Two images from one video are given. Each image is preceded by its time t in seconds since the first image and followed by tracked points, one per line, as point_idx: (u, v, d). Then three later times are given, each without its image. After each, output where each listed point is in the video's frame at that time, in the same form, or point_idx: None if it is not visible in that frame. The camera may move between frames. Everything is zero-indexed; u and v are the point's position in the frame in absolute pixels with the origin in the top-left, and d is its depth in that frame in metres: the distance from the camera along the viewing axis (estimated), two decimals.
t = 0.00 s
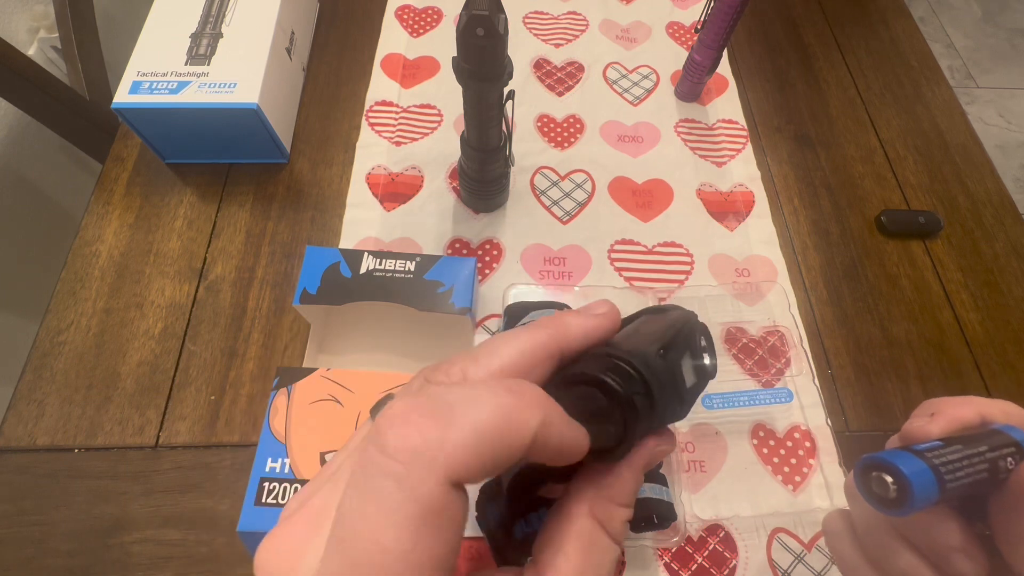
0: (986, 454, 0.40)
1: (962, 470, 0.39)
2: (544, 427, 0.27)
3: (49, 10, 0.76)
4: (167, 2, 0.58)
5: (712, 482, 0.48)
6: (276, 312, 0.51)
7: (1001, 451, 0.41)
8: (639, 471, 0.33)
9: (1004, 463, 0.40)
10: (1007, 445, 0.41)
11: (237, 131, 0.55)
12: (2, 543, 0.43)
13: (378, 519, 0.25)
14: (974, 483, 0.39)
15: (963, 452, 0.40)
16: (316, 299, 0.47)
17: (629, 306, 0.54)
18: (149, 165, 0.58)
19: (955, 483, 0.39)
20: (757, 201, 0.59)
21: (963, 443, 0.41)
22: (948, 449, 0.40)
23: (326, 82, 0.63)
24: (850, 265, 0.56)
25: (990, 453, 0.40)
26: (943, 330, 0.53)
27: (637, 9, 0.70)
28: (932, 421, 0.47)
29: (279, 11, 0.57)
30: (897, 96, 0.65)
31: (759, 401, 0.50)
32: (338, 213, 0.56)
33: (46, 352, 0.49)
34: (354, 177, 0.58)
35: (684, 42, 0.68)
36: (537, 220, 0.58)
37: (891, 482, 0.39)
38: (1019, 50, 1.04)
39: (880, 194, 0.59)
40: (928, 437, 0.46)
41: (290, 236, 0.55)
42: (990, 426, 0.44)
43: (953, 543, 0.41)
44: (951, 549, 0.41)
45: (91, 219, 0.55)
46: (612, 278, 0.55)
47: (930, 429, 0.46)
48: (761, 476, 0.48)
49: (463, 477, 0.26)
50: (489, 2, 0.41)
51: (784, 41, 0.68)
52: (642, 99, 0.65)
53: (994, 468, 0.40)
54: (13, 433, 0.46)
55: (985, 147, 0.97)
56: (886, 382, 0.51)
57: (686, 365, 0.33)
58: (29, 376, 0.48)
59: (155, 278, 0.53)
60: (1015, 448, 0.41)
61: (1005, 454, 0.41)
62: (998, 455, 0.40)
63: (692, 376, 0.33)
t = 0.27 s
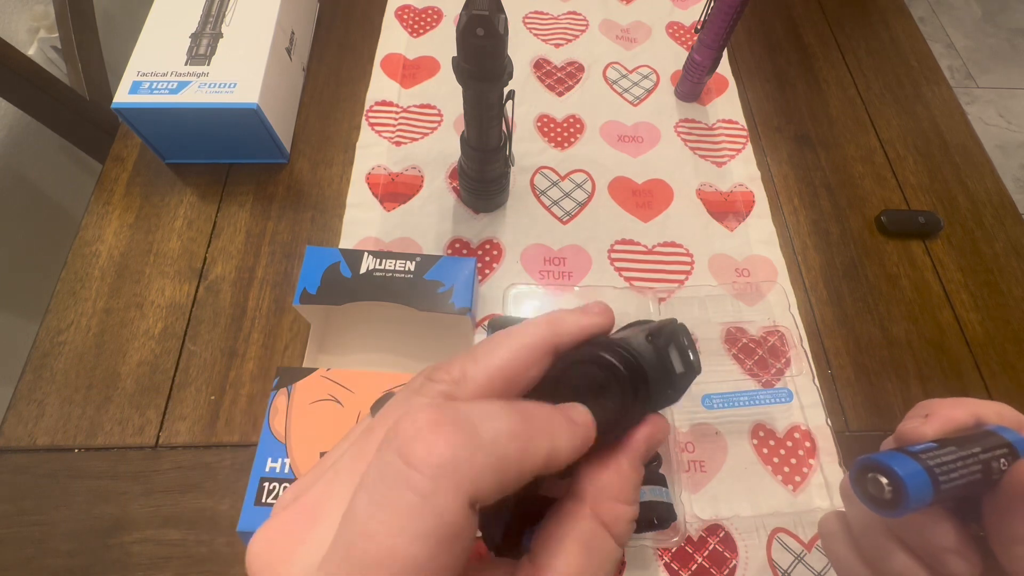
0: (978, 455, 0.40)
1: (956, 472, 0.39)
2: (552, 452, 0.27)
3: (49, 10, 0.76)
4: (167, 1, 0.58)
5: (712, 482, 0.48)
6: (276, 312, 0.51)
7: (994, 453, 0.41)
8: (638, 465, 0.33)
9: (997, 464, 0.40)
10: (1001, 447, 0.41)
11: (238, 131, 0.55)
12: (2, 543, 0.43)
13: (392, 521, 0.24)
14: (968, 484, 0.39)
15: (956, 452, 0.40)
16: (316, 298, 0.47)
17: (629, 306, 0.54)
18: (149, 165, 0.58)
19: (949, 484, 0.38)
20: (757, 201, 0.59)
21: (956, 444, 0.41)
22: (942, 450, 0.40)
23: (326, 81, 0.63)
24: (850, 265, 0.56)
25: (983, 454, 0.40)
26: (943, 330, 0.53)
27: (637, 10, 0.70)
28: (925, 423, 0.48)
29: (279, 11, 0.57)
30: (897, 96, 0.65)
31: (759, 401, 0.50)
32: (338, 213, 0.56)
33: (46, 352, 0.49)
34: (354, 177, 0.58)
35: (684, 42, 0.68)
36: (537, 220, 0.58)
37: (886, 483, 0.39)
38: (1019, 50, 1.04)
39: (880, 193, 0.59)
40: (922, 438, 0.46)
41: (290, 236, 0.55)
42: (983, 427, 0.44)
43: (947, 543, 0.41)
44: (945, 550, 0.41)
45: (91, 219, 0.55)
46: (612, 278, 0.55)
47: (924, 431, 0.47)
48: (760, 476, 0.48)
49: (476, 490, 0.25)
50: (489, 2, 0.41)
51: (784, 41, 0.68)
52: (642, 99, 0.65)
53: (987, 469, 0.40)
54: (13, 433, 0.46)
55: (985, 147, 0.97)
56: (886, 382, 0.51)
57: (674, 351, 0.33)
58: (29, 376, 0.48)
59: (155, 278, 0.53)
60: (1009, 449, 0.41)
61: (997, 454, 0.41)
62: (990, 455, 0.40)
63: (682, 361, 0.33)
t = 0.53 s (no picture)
0: (985, 458, 0.40)
1: (962, 473, 0.39)
2: (553, 435, 0.28)
3: (49, 10, 0.76)
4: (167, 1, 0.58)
5: (712, 482, 0.48)
6: (276, 312, 0.51)
7: (1000, 454, 0.40)
8: (616, 451, 0.33)
9: (1004, 466, 0.40)
10: (1007, 449, 0.41)
11: (238, 131, 0.55)
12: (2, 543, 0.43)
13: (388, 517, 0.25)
14: (975, 487, 0.39)
15: (963, 456, 0.40)
16: (316, 298, 0.47)
17: (629, 306, 0.54)
18: (149, 165, 0.58)
19: (955, 486, 0.39)
20: (757, 201, 0.59)
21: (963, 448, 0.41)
22: (948, 452, 0.41)
23: (326, 81, 0.63)
24: (850, 265, 0.56)
25: (989, 456, 0.40)
26: (943, 330, 0.53)
27: (637, 10, 0.70)
28: (929, 424, 0.47)
29: (279, 11, 0.57)
30: (897, 96, 0.65)
31: (759, 401, 0.50)
32: (338, 213, 0.56)
33: (46, 352, 0.49)
34: (354, 177, 0.58)
35: (684, 42, 0.68)
36: (537, 220, 0.58)
37: (891, 485, 0.40)
38: (1019, 50, 1.04)
39: (880, 193, 0.59)
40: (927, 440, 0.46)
41: (290, 236, 0.55)
42: (988, 428, 0.45)
43: (949, 544, 0.40)
44: (948, 552, 0.41)
45: (91, 219, 0.55)
46: (612, 278, 0.55)
47: (929, 432, 0.47)
48: (761, 476, 0.48)
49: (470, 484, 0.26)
50: (489, 2, 0.41)
51: (784, 41, 0.68)
52: (642, 99, 0.65)
53: (993, 471, 0.40)
54: (13, 433, 0.46)
55: (985, 147, 0.97)
56: (886, 382, 0.51)
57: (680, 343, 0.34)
58: (29, 376, 0.48)
59: (155, 278, 0.53)
60: (1014, 451, 0.41)
61: (1004, 457, 0.40)
62: (997, 458, 0.40)
63: (684, 355, 0.34)
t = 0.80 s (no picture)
0: (979, 458, 0.40)
1: (957, 474, 0.38)
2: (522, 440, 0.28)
3: (49, 10, 0.76)
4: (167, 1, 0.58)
5: (712, 482, 0.48)
6: (276, 312, 0.51)
7: (994, 455, 0.40)
8: (598, 451, 0.34)
9: (999, 466, 0.40)
10: (1001, 449, 0.41)
11: (238, 131, 0.55)
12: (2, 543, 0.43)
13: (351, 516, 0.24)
14: (970, 487, 0.39)
15: (957, 455, 0.40)
16: (316, 298, 0.47)
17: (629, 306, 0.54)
18: (149, 165, 0.58)
19: (950, 486, 0.38)
20: (757, 201, 0.59)
21: (957, 447, 0.41)
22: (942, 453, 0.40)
23: (326, 81, 0.63)
24: (850, 265, 0.56)
25: (984, 457, 0.40)
26: (943, 330, 0.53)
27: (637, 10, 0.70)
28: (926, 424, 0.47)
29: (279, 11, 0.57)
30: (897, 96, 0.65)
31: (759, 401, 0.50)
32: (338, 213, 0.56)
33: (46, 352, 0.49)
34: (354, 177, 0.58)
35: (684, 42, 0.68)
36: (537, 220, 0.58)
37: (886, 486, 0.39)
38: (1019, 50, 1.04)
39: (880, 193, 0.59)
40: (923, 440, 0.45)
41: (290, 236, 0.55)
42: (985, 429, 0.45)
43: (946, 546, 0.40)
44: (945, 553, 0.41)
45: (91, 219, 0.55)
46: (612, 278, 0.55)
47: (926, 433, 0.46)
48: (761, 476, 0.48)
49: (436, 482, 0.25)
50: (489, 2, 0.41)
51: (784, 41, 0.68)
52: (642, 99, 0.65)
53: (988, 471, 0.39)
54: (13, 433, 0.46)
55: (985, 147, 0.97)
56: (886, 382, 0.51)
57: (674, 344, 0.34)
58: (29, 376, 0.48)
59: (155, 278, 0.53)
60: (1009, 451, 0.41)
61: (998, 457, 0.40)
62: (991, 458, 0.40)
63: (675, 354, 0.34)
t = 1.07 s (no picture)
0: (969, 455, 0.40)
1: (948, 471, 0.39)
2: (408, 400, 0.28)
3: (49, 10, 0.76)
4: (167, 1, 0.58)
5: (713, 482, 0.48)
6: (276, 312, 0.51)
7: (985, 452, 0.41)
8: (540, 455, 0.28)
9: (988, 464, 0.41)
10: (991, 447, 0.42)
11: (237, 131, 0.55)
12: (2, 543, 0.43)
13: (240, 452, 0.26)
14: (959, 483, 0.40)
15: (947, 452, 0.40)
16: (315, 298, 0.48)
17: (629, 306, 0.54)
18: (149, 165, 0.58)
19: (940, 483, 0.39)
20: (757, 201, 0.59)
21: (946, 444, 0.41)
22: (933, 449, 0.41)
23: (326, 81, 0.63)
24: (850, 265, 0.56)
25: (974, 454, 0.41)
26: (943, 330, 0.53)
27: (637, 9, 0.70)
28: (918, 424, 0.48)
29: (279, 11, 0.57)
30: (897, 96, 0.65)
31: (759, 401, 0.50)
32: (338, 213, 0.56)
33: (46, 352, 0.49)
34: (354, 177, 0.58)
35: (684, 42, 0.68)
36: (537, 220, 0.58)
37: (878, 482, 0.40)
38: (1019, 50, 1.04)
39: (880, 194, 0.59)
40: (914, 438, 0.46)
41: (290, 236, 0.55)
42: (977, 428, 0.45)
43: (939, 543, 0.42)
44: (940, 551, 0.42)
45: (91, 219, 0.55)
46: (612, 278, 0.55)
47: (917, 431, 0.47)
48: (761, 476, 0.48)
49: (306, 419, 0.27)
50: (489, 2, 0.41)
51: (784, 41, 0.68)
52: (642, 99, 0.65)
53: (978, 468, 0.40)
54: (14, 433, 0.46)
55: (985, 147, 0.97)
56: (886, 382, 0.51)
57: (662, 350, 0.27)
58: (29, 376, 0.48)
59: (155, 278, 0.53)
60: (1000, 449, 0.42)
61: (987, 454, 0.41)
62: (981, 455, 0.41)
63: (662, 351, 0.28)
